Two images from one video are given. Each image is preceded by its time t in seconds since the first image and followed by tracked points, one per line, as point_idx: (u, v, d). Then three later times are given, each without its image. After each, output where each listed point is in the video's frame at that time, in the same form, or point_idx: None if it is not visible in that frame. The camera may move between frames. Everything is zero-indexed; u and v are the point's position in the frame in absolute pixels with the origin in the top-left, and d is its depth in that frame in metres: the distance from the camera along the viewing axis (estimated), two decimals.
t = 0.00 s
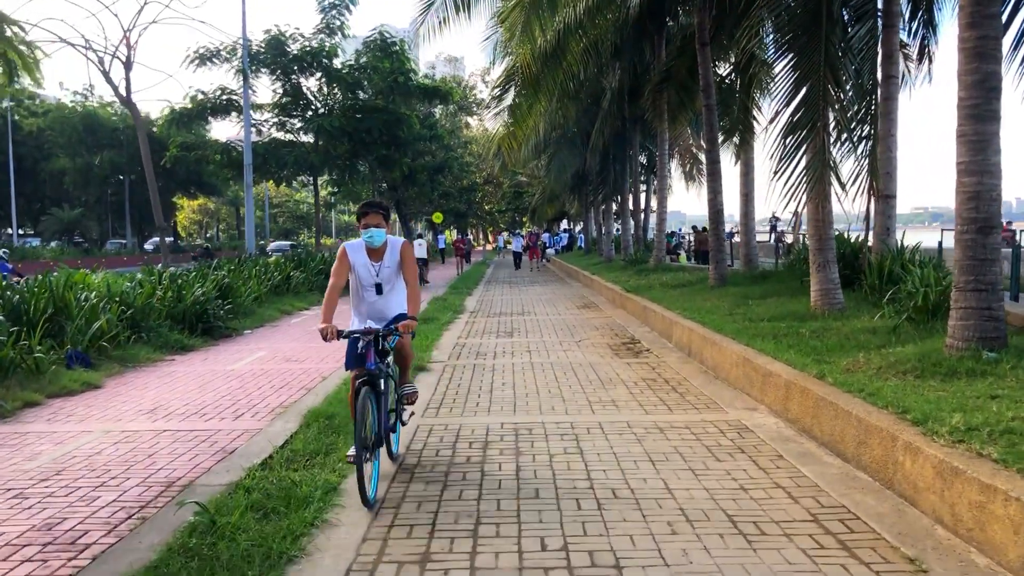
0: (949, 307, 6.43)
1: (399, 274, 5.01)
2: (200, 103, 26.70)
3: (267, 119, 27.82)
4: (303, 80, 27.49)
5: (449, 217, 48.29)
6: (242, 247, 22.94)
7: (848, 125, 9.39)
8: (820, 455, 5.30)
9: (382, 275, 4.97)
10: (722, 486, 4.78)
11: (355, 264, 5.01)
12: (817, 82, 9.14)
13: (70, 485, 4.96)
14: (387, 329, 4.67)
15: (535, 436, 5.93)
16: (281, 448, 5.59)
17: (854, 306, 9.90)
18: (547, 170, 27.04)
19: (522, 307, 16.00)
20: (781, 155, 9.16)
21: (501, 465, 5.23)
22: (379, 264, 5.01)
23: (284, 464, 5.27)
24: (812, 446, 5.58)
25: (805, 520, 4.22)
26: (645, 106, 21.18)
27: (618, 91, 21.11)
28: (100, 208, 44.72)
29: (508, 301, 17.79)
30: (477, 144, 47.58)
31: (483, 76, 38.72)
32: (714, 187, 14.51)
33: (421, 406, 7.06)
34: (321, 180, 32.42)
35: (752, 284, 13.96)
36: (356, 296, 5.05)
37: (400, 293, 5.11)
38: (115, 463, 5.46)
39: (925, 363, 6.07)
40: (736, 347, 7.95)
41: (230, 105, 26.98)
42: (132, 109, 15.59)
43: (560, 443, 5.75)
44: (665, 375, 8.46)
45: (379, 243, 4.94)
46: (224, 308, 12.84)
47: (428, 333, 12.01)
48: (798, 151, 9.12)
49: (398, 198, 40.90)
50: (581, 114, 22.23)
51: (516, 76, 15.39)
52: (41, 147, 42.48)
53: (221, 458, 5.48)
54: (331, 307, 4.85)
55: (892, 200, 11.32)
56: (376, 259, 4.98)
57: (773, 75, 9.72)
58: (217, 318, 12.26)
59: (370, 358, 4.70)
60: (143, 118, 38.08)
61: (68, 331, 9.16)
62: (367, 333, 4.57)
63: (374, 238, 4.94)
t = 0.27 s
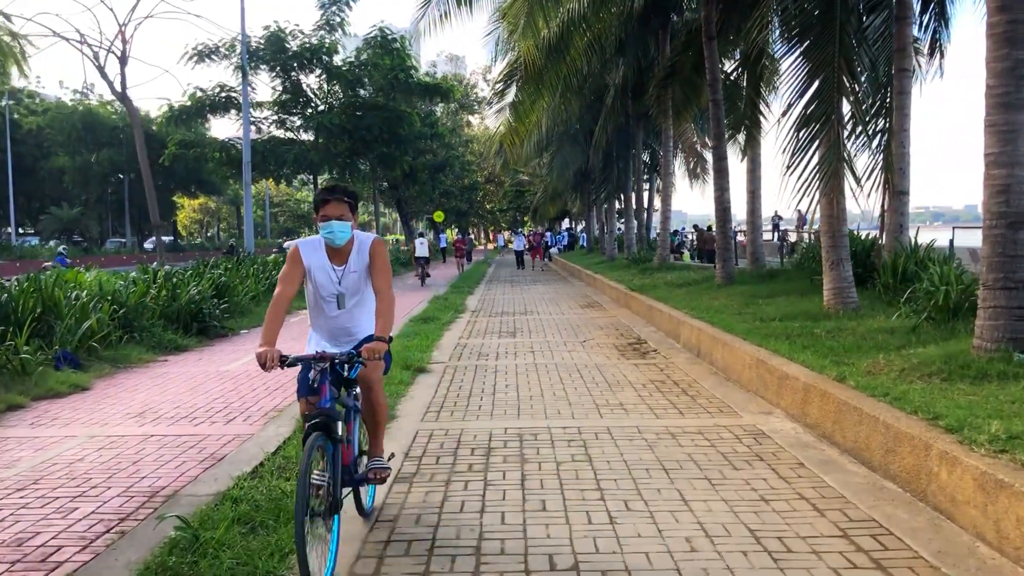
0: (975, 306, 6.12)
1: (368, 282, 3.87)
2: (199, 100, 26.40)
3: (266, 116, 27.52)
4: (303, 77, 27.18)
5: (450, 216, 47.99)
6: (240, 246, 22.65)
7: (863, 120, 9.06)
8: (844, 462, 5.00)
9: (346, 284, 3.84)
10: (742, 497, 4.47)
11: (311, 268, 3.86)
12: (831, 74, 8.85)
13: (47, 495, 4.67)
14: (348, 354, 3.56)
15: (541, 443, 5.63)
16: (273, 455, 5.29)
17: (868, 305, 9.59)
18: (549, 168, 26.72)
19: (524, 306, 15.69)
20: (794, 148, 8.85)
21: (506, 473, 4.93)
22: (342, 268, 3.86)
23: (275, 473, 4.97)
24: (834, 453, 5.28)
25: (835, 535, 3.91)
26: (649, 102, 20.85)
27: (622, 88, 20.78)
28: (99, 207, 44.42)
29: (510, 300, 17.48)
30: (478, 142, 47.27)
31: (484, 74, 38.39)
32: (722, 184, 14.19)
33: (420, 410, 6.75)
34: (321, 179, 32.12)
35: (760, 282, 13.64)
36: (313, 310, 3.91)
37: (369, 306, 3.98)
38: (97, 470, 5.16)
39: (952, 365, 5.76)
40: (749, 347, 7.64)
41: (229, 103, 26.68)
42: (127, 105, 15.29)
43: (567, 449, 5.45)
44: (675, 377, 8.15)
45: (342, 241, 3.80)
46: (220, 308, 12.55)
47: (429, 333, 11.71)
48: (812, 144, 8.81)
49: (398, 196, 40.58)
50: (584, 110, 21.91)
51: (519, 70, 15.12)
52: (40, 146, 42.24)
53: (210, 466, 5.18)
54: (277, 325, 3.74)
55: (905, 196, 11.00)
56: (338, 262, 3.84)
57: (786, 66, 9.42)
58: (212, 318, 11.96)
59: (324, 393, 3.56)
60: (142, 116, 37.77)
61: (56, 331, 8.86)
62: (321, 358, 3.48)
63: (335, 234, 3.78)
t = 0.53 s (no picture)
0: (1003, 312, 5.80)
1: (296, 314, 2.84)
2: (198, 100, 26.12)
3: (265, 116, 27.24)
4: (302, 76, 26.86)
5: (451, 216, 47.71)
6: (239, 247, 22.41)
7: (878, 118, 8.71)
8: (867, 482, 4.70)
9: (265, 315, 2.83)
10: (762, 524, 4.17)
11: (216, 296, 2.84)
12: (845, 70, 8.54)
13: (18, 517, 4.38)
14: (261, 432, 2.44)
15: (546, 458, 5.33)
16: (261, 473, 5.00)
17: (881, 309, 9.29)
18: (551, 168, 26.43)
19: (526, 309, 15.39)
20: (806, 148, 8.54)
21: (509, 494, 4.63)
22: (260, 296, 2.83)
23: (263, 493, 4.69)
24: (855, 470, 4.98)
25: (865, 567, 3.60)
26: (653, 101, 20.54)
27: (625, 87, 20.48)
28: (99, 208, 44.18)
29: (512, 302, 17.19)
30: (480, 142, 46.96)
31: (486, 74, 38.07)
32: (728, 184, 13.87)
33: (418, 421, 6.47)
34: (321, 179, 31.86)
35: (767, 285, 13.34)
36: (224, 349, 2.92)
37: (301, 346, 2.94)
38: (75, 489, 4.88)
39: (979, 376, 5.46)
40: (760, 355, 7.34)
41: (228, 103, 26.40)
42: (122, 104, 14.99)
43: (574, 466, 5.15)
44: (683, 385, 7.87)
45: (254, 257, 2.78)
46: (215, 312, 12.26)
47: (428, 337, 11.42)
48: (825, 143, 8.50)
49: (399, 197, 40.30)
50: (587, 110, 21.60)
51: (522, 67, 14.80)
52: (39, 146, 42.01)
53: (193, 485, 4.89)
54: (165, 375, 2.73)
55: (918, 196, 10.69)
56: (255, 287, 2.83)
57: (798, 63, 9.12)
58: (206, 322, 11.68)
59: (227, 485, 2.46)
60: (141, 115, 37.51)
61: (43, 337, 8.59)
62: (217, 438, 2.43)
63: (246, 248, 2.75)
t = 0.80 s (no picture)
0: None
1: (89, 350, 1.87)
2: (195, 97, 25.81)
3: (264, 114, 26.91)
4: (301, 73, 26.52)
5: (452, 215, 47.39)
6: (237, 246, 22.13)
7: (893, 110, 8.36)
8: (891, 494, 4.40)
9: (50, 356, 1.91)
10: (781, 540, 3.87)
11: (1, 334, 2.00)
12: (858, 61, 8.22)
13: None
14: None
15: (548, 467, 5.03)
16: (245, 484, 4.71)
17: (895, 310, 8.96)
18: (553, 166, 26.10)
19: (527, 308, 15.06)
20: (818, 142, 8.26)
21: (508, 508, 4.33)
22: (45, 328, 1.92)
23: (245, 507, 4.38)
24: (877, 480, 4.68)
25: None
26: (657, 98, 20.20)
27: (629, 83, 20.15)
28: (97, 206, 43.92)
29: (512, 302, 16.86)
30: (481, 140, 46.62)
31: (487, 71, 37.73)
32: (734, 181, 13.54)
33: (414, 426, 6.17)
34: (321, 178, 31.55)
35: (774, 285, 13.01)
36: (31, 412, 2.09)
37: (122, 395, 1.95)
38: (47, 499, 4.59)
39: (1006, 381, 5.15)
40: (772, 357, 7.03)
41: (227, 100, 26.09)
42: (114, 100, 14.67)
43: (577, 476, 4.85)
44: (690, 388, 7.56)
45: (28, 252, 1.95)
46: (208, 312, 11.97)
47: (426, 337, 11.10)
48: (838, 137, 8.20)
49: (400, 195, 39.98)
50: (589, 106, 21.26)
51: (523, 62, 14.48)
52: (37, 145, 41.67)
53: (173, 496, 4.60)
54: None
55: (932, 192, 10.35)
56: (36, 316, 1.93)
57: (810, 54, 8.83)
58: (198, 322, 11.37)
59: None
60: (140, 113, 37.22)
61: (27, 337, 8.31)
62: None
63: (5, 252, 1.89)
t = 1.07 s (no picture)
0: None
1: None
2: (192, 96, 25.51)
3: (262, 114, 26.61)
4: (300, 72, 26.21)
5: (453, 216, 47.07)
6: (234, 247, 21.83)
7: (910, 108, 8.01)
8: (924, 522, 4.07)
9: None
10: None
11: None
12: (874, 58, 7.88)
13: None
14: None
15: (553, 491, 4.70)
16: (226, 509, 4.38)
17: (912, 317, 8.62)
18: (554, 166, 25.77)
19: (529, 312, 14.72)
20: (832, 142, 7.93)
21: (510, 538, 4.00)
22: None
23: (224, 535, 4.05)
24: (906, 506, 4.34)
25: None
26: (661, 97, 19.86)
27: (632, 82, 19.82)
28: (97, 207, 43.66)
29: (513, 305, 16.53)
30: (482, 140, 46.30)
31: (488, 71, 37.40)
32: (741, 182, 13.20)
33: (410, 442, 5.85)
34: (320, 178, 31.21)
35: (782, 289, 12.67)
36: None
37: None
38: (14, 525, 4.27)
39: None
40: (786, 368, 6.69)
41: (224, 99, 25.76)
42: (107, 99, 14.34)
43: (583, 501, 4.52)
44: (700, 400, 7.24)
45: None
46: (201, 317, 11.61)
47: (425, 344, 10.77)
48: (853, 138, 7.87)
49: (400, 195, 39.62)
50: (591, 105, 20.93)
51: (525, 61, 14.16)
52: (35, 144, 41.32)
53: (148, 522, 4.28)
54: None
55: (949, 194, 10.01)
56: None
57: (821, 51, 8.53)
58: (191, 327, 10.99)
59: None
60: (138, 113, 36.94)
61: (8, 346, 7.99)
62: None
63: None
